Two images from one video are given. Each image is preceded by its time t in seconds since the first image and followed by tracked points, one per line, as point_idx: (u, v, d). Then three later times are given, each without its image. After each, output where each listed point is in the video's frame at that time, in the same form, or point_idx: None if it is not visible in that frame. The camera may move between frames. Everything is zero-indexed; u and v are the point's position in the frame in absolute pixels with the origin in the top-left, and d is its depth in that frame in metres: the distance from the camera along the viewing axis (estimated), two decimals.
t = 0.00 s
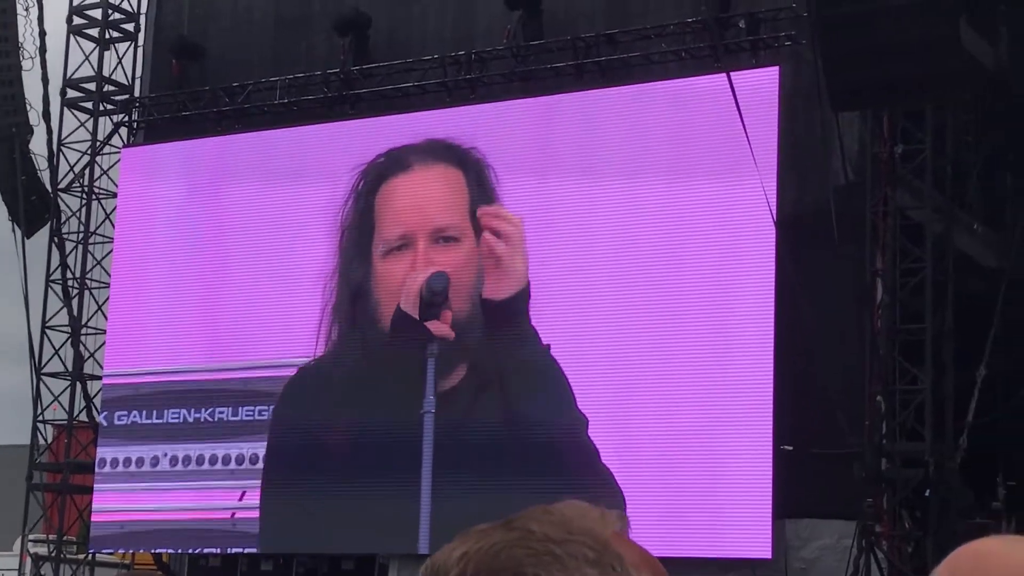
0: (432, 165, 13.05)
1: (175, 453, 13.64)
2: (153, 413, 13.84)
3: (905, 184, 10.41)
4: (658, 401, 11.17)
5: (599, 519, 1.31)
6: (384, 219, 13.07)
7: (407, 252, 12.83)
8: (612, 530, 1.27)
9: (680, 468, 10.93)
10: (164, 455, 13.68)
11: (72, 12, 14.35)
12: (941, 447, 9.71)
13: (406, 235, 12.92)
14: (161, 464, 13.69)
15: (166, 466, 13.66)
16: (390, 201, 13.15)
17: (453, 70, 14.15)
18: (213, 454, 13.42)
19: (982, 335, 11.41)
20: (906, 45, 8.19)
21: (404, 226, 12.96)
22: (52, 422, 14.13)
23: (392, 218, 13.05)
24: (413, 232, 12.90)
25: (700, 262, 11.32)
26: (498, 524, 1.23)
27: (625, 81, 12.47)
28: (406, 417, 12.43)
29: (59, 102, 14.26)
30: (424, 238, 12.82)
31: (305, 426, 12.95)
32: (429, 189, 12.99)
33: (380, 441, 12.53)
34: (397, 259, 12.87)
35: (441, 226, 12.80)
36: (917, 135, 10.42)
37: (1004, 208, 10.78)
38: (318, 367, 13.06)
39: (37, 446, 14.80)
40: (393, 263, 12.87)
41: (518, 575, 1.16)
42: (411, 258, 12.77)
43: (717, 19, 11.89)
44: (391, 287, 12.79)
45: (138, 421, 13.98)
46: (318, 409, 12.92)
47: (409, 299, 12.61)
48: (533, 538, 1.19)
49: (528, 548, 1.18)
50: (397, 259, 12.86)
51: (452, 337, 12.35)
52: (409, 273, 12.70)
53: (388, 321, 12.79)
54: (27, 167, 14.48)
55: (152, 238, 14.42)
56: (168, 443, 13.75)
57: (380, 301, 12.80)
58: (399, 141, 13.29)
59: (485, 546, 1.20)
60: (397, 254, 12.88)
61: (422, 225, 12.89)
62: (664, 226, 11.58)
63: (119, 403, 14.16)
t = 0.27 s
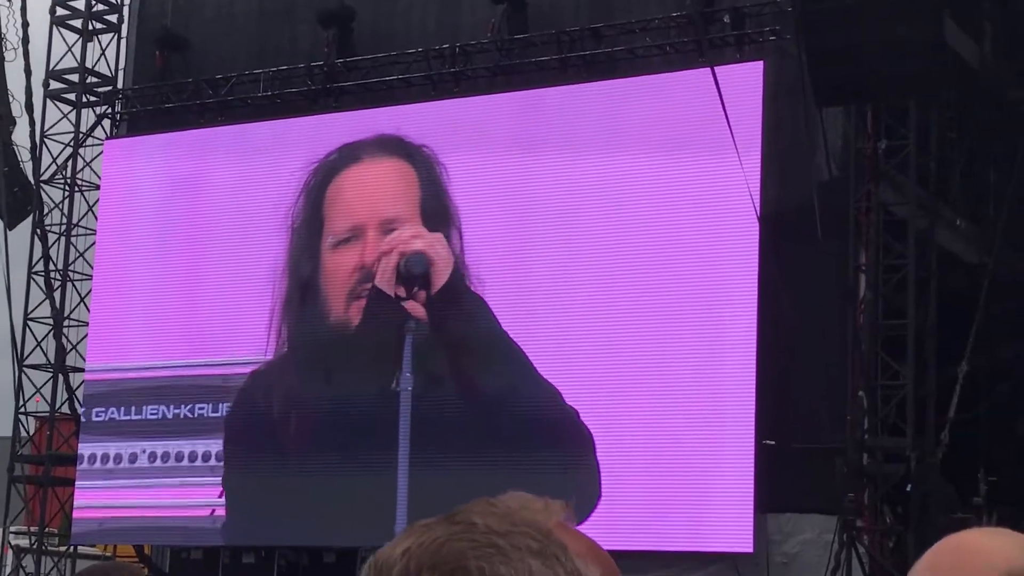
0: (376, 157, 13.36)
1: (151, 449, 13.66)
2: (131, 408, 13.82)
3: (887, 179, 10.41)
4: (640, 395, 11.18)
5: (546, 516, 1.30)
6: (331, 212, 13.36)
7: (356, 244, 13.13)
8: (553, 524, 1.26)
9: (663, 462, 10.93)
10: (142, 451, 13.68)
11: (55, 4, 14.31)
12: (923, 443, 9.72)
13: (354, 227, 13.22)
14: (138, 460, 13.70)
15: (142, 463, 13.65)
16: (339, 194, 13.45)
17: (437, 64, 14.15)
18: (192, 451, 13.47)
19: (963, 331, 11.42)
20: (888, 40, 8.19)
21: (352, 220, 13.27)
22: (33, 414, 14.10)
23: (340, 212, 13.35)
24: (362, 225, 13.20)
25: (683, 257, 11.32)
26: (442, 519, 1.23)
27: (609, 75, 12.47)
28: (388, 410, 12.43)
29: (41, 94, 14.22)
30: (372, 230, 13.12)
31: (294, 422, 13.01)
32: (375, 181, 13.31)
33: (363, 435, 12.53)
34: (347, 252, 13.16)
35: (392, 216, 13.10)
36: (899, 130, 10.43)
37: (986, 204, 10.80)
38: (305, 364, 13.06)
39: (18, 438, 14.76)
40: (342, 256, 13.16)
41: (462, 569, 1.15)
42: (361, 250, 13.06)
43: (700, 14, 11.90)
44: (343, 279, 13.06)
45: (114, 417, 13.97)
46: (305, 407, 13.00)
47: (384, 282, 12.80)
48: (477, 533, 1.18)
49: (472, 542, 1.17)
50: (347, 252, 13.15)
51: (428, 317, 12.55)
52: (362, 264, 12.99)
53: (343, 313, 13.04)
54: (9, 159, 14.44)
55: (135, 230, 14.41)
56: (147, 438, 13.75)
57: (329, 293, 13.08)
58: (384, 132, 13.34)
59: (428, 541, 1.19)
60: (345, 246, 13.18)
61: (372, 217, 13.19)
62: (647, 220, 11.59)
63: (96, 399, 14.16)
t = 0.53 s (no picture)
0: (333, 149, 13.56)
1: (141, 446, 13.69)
2: (121, 404, 13.88)
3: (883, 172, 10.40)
4: (635, 387, 11.18)
5: (538, 513, 1.30)
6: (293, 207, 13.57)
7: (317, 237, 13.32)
8: (541, 519, 1.26)
9: (657, 456, 10.92)
10: (133, 448, 13.72)
11: None
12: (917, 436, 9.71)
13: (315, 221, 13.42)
14: (129, 457, 13.73)
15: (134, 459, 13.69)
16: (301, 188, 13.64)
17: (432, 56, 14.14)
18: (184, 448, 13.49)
19: (958, 324, 11.41)
20: (884, 32, 8.19)
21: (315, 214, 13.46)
22: (27, 406, 14.09)
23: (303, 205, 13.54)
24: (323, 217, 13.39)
25: (678, 250, 11.32)
26: (431, 516, 1.22)
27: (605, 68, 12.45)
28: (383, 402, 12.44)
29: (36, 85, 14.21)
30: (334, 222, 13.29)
31: (290, 414, 13.02)
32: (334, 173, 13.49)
33: (358, 428, 12.53)
34: (310, 246, 13.35)
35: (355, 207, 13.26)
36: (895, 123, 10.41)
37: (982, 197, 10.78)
38: (301, 358, 13.06)
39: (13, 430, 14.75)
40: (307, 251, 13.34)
41: (451, 565, 1.14)
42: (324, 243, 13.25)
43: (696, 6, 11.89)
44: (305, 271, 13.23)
45: (105, 413, 14.00)
46: (301, 400, 13.01)
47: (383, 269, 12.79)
48: (465, 529, 1.18)
49: (461, 538, 1.17)
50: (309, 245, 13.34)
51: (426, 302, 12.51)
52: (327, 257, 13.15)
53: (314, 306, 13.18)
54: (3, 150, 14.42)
55: (130, 222, 14.40)
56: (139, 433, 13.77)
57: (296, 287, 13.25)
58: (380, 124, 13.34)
59: (416, 538, 1.18)
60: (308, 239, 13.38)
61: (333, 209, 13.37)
62: (642, 213, 11.58)
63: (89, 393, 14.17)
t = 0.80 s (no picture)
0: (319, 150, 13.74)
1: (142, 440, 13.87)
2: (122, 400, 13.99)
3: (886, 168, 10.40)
4: (638, 381, 11.20)
5: (547, 505, 1.31)
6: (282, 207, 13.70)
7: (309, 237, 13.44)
8: (549, 513, 1.27)
9: (660, 450, 10.94)
10: (132, 443, 13.89)
11: None
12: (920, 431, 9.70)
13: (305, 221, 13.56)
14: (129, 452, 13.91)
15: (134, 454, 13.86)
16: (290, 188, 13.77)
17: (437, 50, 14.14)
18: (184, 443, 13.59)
19: (961, 319, 11.40)
20: (889, 28, 8.19)
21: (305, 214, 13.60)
22: (32, 398, 14.13)
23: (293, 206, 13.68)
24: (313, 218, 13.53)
25: (682, 245, 11.33)
26: (441, 509, 1.23)
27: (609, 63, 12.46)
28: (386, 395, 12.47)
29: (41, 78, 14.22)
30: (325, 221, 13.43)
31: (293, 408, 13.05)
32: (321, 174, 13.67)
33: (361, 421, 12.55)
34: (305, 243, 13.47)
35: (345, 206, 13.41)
36: (898, 119, 10.42)
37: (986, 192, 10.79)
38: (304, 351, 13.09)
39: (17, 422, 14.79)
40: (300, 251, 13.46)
41: (462, 559, 1.15)
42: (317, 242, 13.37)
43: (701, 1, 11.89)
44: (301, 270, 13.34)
45: (104, 407, 14.25)
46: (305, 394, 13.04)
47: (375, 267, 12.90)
48: (475, 523, 1.19)
49: (471, 531, 1.18)
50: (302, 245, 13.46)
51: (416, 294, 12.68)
52: (323, 255, 13.25)
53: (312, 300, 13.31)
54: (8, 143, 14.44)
55: (135, 215, 14.44)
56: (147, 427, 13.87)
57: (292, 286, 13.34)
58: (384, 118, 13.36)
59: (425, 532, 1.19)
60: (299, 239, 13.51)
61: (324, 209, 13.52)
62: (645, 208, 11.60)
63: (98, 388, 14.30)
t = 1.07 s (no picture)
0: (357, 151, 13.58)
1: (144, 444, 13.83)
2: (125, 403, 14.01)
3: (895, 171, 10.39)
4: (646, 383, 11.18)
5: (556, 511, 1.31)
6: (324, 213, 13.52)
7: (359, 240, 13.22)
8: (558, 520, 1.27)
9: (667, 453, 10.93)
10: (134, 447, 13.85)
11: None
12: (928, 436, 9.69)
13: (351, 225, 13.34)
14: (131, 456, 13.86)
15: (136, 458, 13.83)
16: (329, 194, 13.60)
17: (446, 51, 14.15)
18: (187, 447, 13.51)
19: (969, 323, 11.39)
20: (899, 32, 8.18)
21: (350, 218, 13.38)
22: (39, 397, 14.12)
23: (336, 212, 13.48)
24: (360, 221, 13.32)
25: (689, 246, 11.33)
26: (449, 514, 1.23)
27: (618, 65, 12.46)
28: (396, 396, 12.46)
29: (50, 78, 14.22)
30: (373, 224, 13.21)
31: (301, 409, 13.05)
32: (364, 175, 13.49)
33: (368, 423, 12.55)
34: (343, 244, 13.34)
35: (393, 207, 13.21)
36: (907, 122, 10.41)
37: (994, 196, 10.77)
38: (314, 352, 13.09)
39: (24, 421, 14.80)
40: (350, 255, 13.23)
41: (471, 566, 1.15)
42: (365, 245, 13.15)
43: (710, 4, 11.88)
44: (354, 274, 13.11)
45: (105, 410, 14.22)
46: (312, 396, 13.05)
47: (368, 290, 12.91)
48: (483, 529, 1.19)
49: (478, 537, 1.18)
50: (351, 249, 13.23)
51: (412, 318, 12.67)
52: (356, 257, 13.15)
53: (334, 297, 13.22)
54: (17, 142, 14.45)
55: (142, 214, 14.44)
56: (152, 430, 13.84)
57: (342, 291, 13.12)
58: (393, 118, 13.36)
59: (434, 536, 1.19)
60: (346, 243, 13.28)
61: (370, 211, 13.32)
62: (653, 210, 11.60)
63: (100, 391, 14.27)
